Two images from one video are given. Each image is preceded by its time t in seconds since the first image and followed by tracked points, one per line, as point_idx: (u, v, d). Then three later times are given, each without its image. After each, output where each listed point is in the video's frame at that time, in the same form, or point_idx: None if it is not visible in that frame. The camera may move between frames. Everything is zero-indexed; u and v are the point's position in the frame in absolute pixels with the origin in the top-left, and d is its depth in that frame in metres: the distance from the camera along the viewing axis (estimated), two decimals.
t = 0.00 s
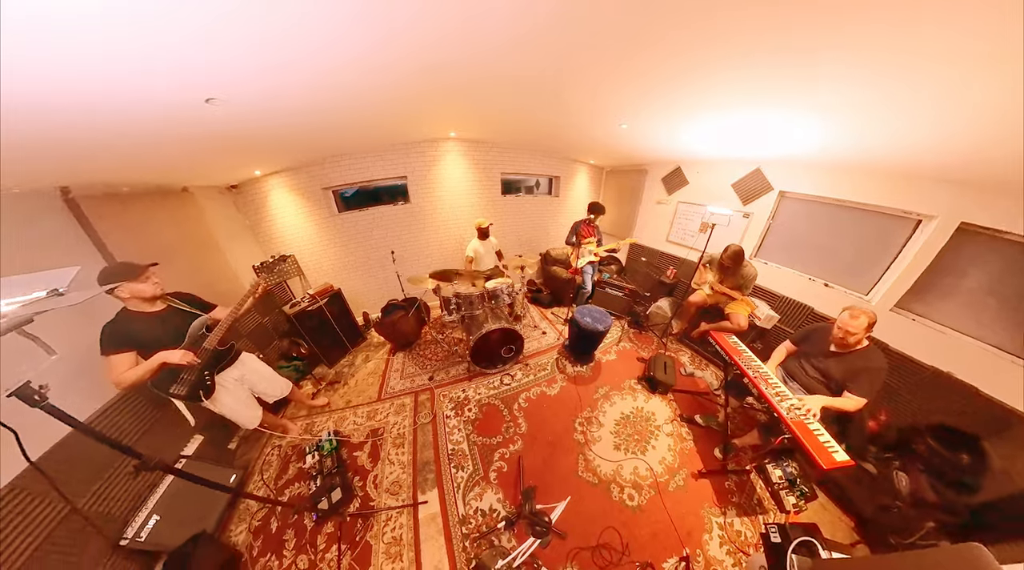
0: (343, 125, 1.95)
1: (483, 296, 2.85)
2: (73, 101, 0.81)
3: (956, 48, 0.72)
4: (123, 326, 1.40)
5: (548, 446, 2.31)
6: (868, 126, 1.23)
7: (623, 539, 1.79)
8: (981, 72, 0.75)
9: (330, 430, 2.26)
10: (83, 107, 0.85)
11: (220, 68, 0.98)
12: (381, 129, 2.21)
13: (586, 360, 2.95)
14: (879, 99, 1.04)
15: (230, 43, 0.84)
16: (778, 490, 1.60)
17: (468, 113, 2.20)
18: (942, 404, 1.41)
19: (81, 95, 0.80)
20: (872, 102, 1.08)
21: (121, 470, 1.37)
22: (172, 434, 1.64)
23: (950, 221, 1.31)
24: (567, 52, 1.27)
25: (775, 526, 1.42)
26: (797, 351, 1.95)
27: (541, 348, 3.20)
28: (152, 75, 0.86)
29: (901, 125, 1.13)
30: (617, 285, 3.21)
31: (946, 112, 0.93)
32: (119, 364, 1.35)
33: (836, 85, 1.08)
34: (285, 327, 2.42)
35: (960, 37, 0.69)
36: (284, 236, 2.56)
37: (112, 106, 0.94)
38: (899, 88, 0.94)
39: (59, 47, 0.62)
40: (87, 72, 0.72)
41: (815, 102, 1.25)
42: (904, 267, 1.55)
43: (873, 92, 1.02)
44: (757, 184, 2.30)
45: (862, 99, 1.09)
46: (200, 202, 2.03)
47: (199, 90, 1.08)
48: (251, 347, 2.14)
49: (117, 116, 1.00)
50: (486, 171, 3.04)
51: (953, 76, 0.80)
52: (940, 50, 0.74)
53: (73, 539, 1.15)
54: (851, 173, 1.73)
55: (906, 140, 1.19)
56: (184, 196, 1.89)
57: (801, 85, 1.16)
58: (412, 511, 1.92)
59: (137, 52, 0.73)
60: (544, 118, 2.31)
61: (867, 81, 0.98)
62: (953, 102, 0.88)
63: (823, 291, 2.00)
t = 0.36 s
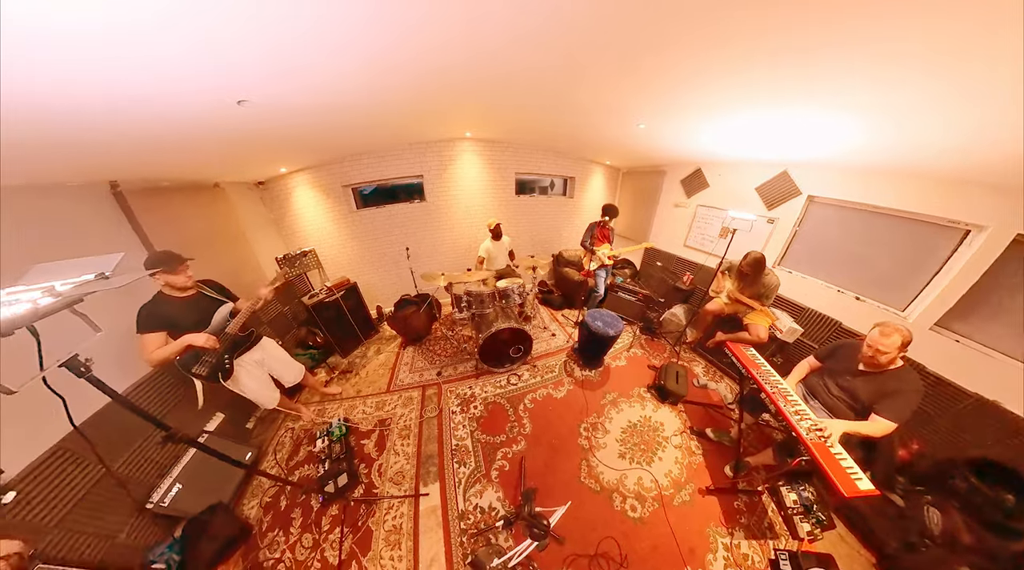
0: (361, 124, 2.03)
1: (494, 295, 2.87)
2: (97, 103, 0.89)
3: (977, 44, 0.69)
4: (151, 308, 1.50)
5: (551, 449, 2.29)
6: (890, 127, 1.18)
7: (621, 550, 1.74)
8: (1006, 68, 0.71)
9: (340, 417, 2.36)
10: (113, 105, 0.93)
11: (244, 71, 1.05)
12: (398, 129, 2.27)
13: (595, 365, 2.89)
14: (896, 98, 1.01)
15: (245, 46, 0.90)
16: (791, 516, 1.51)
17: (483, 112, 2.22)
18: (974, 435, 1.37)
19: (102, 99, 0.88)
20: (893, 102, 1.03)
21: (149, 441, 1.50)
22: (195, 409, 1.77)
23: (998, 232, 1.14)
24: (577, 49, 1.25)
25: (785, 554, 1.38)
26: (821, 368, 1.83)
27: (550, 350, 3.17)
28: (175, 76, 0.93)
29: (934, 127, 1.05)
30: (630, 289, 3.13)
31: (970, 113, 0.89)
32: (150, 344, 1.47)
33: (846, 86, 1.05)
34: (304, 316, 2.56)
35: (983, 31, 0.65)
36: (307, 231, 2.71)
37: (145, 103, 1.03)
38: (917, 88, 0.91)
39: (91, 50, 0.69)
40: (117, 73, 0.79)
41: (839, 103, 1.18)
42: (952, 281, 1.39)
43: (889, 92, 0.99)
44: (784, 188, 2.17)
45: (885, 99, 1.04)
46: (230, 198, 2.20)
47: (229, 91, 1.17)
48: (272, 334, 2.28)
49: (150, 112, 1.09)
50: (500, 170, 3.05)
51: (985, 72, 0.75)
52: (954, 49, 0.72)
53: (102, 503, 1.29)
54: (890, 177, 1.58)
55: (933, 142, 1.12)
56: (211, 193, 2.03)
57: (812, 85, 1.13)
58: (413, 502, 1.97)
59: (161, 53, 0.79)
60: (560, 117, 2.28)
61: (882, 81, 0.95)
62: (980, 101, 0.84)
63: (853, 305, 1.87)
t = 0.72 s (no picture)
0: (378, 124, 2.09)
1: (504, 295, 2.88)
2: (137, 107, 0.96)
3: (954, 45, 0.73)
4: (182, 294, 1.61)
5: (553, 452, 2.27)
6: (890, 128, 1.20)
7: (620, 560, 1.70)
8: (994, 66, 0.74)
9: (350, 407, 2.45)
10: (153, 110, 1.01)
11: (269, 76, 1.12)
12: (414, 129, 2.33)
13: (603, 370, 2.84)
14: (894, 99, 1.03)
15: (268, 53, 0.94)
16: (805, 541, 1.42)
17: (497, 113, 2.24)
18: (1017, 469, 1.28)
19: (141, 99, 0.93)
20: (899, 103, 1.03)
21: (172, 420, 1.61)
22: (217, 391, 1.89)
23: None
24: (590, 45, 1.21)
25: None
26: (844, 388, 1.72)
27: (557, 352, 3.15)
28: (207, 84, 0.99)
29: (947, 127, 1.04)
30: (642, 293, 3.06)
31: (963, 111, 0.93)
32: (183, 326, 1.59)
33: (843, 86, 1.07)
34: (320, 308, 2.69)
35: (993, 26, 0.65)
36: (326, 226, 2.83)
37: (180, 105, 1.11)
38: (920, 88, 0.92)
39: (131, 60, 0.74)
40: (163, 82, 0.86)
41: (845, 103, 1.16)
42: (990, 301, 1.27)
43: (899, 91, 0.99)
44: (812, 192, 2.03)
45: (888, 100, 1.04)
46: (255, 194, 2.33)
47: (256, 94, 1.25)
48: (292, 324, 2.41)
49: (186, 113, 1.19)
50: (514, 170, 3.05)
51: (993, 67, 0.75)
52: (963, 46, 0.73)
53: (132, 472, 1.41)
54: (933, 181, 1.45)
55: (949, 144, 1.09)
56: (236, 188, 2.15)
57: (829, 84, 1.09)
58: (414, 493, 2.01)
59: (192, 60, 0.84)
60: (574, 117, 2.25)
61: (875, 83, 0.98)
62: (977, 95, 0.86)
63: (884, 319, 1.71)
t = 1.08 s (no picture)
0: (396, 124, 2.15)
1: (515, 295, 2.89)
2: (170, 113, 1.04)
3: (943, 45, 0.74)
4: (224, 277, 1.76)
5: (556, 456, 2.25)
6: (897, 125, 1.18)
7: None
8: (987, 66, 0.74)
9: (360, 396, 2.55)
10: (185, 113, 1.09)
11: (292, 80, 1.18)
12: (430, 129, 2.37)
13: (612, 375, 2.77)
14: (896, 98, 1.02)
15: (291, 60, 0.99)
16: None
17: (512, 113, 2.24)
18: None
19: (176, 106, 1.02)
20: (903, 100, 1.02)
21: (197, 398, 1.74)
22: (240, 373, 2.03)
23: None
24: (604, 44, 1.18)
25: None
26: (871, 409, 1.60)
27: (566, 355, 3.11)
28: (236, 88, 1.06)
29: (962, 129, 1.01)
30: (656, 299, 2.97)
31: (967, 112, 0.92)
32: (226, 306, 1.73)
33: (846, 86, 1.06)
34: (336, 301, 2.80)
35: None
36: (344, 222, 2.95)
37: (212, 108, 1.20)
38: (921, 88, 0.92)
39: (170, 71, 0.81)
40: (193, 86, 0.93)
41: (845, 102, 1.16)
42: None
43: (939, 89, 0.90)
44: (844, 197, 1.89)
45: (895, 99, 1.03)
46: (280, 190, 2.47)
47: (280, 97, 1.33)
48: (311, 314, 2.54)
49: (218, 115, 1.28)
50: (528, 170, 3.04)
51: (990, 68, 0.74)
52: (1010, 37, 0.65)
53: (160, 443, 1.54)
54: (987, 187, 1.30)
55: (1004, 145, 0.98)
56: (263, 185, 2.30)
57: (860, 81, 1.00)
58: (416, 485, 2.06)
59: (225, 69, 0.91)
60: (589, 117, 2.22)
61: (874, 83, 0.99)
62: (977, 99, 0.86)
63: (924, 338, 1.55)
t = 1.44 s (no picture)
0: (412, 124, 2.21)
1: (525, 295, 2.89)
2: (198, 109, 1.11)
3: (939, 44, 0.76)
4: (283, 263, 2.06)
5: (560, 460, 2.22)
6: (895, 126, 1.21)
7: None
8: (984, 63, 0.76)
9: (371, 387, 2.64)
10: (213, 110, 1.17)
11: (313, 80, 1.24)
12: (446, 128, 2.41)
13: (621, 382, 2.70)
14: (937, 92, 0.93)
15: (305, 59, 1.04)
16: None
17: (527, 112, 2.24)
18: None
19: (203, 105, 1.10)
20: (899, 99, 1.04)
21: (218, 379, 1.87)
22: (262, 358, 2.16)
23: None
24: (616, 39, 1.14)
25: None
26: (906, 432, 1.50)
27: (575, 358, 3.07)
28: (258, 87, 1.12)
29: (966, 128, 1.02)
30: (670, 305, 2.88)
31: (965, 111, 0.94)
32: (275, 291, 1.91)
33: (872, 83, 1.01)
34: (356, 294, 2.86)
35: None
36: (362, 219, 3.07)
37: (239, 108, 1.29)
38: (918, 89, 0.95)
39: (191, 69, 0.87)
40: (215, 84, 0.99)
41: (866, 101, 1.11)
42: None
43: (987, 80, 0.80)
44: (881, 204, 1.74)
45: (895, 100, 1.06)
46: (302, 188, 2.62)
47: (303, 98, 1.40)
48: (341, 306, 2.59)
49: (244, 115, 1.37)
50: (543, 171, 3.03)
51: (989, 66, 0.76)
52: None
53: (188, 418, 1.68)
54: None
55: None
56: (286, 182, 2.45)
57: (895, 76, 0.92)
58: (419, 477, 2.10)
59: (243, 68, 0.96)
60: (605, 117, 2.17)
61: (874, 83, 1.01)
62: (975, 98, 0.88)
63: (966, 361, 1.43)
